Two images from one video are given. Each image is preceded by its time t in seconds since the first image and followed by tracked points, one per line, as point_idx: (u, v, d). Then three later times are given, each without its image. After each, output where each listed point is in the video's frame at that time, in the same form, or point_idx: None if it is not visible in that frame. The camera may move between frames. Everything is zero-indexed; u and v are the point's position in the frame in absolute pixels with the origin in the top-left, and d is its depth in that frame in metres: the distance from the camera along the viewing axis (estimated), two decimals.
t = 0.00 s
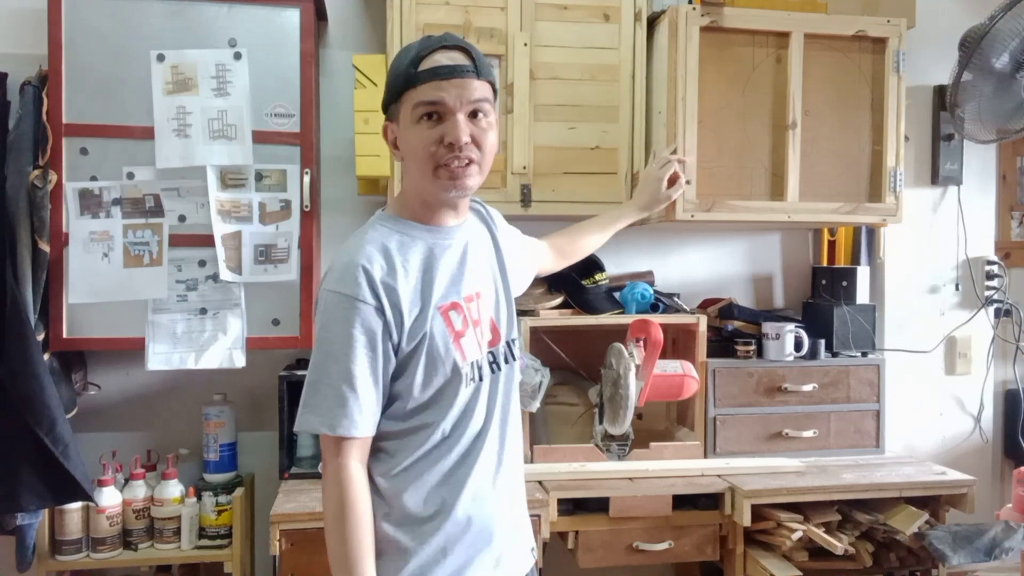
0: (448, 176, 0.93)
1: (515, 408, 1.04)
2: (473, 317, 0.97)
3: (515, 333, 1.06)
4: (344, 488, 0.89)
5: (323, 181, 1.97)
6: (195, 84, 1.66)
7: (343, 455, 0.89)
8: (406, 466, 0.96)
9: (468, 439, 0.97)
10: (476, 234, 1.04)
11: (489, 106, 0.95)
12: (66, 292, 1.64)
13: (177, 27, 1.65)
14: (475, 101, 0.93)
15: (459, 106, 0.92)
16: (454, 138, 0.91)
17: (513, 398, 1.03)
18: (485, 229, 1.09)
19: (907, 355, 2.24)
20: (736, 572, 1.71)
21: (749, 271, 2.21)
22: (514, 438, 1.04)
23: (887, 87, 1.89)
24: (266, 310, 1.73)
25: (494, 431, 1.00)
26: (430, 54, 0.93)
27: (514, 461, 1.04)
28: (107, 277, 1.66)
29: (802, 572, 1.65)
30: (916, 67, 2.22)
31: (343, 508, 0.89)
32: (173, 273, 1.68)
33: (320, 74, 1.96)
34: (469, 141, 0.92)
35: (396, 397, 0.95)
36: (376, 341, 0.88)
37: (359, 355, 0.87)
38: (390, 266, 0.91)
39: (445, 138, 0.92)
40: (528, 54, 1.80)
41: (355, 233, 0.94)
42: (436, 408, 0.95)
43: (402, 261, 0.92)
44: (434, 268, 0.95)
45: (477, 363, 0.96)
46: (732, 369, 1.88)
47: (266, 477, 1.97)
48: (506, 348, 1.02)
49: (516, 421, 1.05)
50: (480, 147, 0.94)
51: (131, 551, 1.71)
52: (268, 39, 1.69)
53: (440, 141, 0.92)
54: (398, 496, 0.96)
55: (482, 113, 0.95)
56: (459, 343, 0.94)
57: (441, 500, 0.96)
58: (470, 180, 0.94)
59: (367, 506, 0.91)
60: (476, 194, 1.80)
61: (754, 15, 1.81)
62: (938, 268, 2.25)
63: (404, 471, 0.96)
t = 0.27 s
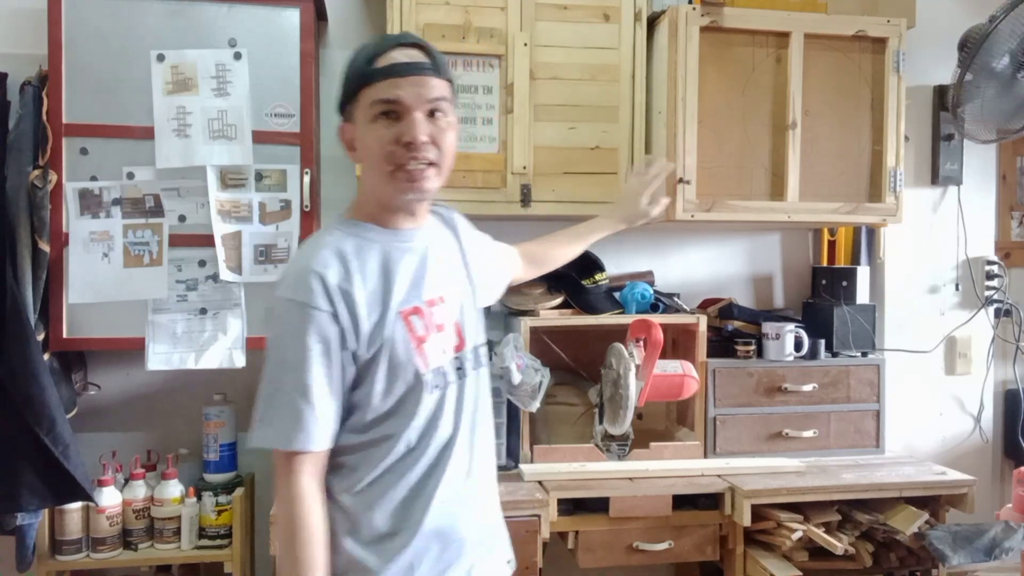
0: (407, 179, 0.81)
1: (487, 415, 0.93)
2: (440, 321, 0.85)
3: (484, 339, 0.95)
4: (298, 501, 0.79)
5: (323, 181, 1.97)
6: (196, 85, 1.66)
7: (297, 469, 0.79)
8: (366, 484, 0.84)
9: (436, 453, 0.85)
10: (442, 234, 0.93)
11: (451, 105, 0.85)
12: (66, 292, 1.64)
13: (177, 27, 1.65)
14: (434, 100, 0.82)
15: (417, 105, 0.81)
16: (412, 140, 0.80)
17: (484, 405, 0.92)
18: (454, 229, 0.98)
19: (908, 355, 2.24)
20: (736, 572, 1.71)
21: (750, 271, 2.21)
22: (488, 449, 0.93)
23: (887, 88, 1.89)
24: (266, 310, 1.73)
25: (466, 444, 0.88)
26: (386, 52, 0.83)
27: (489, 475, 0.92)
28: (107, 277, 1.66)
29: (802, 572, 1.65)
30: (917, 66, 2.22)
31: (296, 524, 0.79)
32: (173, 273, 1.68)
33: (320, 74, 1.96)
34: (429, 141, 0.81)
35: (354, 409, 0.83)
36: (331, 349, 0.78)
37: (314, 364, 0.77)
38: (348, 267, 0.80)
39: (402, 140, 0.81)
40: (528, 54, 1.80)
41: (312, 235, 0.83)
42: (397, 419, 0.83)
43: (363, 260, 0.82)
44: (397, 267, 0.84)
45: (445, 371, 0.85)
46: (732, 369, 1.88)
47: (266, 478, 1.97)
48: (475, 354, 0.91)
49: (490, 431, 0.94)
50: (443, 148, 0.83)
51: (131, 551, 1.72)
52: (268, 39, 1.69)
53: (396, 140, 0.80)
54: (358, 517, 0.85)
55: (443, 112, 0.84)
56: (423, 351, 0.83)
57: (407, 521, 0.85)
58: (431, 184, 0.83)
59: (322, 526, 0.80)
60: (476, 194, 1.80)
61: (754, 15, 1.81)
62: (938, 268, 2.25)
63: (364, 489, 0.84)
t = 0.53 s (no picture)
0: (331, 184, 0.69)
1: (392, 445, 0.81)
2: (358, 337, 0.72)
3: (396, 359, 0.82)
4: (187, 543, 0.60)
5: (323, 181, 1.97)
6: (196, 84, 1.66)
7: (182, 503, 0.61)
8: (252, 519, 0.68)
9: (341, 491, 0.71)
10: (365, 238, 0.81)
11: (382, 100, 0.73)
12: (66, 292, 1.64)
13: (177, 27, 1.65)
14: (363, 93, 0.70)
15: (344, 99, 0.69)
16: (339, 137, 0.68)
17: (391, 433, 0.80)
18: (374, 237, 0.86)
19: (908, 355, 2.24)
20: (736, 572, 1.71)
21: (750, 271, 2.21)
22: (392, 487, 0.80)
23: (887, 87, 1.89)
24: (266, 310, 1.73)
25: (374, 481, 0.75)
26: (309, 37, 0.70)
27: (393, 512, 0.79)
28: (107, 277, 1.66)
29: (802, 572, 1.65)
30: (917, 67, 2.22)
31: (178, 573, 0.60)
32: (172, 273, 1.68)
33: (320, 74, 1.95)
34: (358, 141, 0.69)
35: (249, 434, 0.67)
36: (236, 363, 0.62)
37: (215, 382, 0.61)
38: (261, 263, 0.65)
39: (326, 137, 0.68)
40: (528, 54, 1.80)
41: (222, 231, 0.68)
42: (298, 446, 0.68)
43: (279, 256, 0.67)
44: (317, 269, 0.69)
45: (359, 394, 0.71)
46: (732, 369, 1.88)
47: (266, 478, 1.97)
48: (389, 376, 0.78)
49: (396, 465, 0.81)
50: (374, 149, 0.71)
51: (131, 551, 1.71)
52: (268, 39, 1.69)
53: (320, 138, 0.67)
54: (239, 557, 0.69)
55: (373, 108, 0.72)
56: (340, 372, 0.69)
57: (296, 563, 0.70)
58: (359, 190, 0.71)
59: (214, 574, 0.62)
60: (476, 194, 1.80)
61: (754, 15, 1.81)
62: (938, 268, 2.25)
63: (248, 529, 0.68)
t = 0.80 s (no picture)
0: (254, 158, 0.78)
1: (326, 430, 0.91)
2: (280, 325, 0.81)
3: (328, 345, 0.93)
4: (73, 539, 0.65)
5: (323, 181, 1.97)
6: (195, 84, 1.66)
7: (75, 502, 0.66)
8: (182, 513, 0.78)
9: (268, 475, 0.81)
10: (287, 228, 0.89)
11: (306, 77, 0.82)
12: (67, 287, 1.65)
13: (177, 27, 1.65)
14: (288, 67, 0.80)
15: (269, 72, 0.78)
16: (262, 111, 0.77)
17: (324, 419, 0.90)
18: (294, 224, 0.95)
19: (908, 355, 2.24)
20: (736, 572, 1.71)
21: (750, 271, 2.21)
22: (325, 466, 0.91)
23: (887, 88, 1.89)
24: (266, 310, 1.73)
25: (302, 463, 0.85)
26: (236, 5, 0.78)
27: (325, 492, 0.90)
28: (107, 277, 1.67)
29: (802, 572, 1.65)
30: (917, 66, 2.22)
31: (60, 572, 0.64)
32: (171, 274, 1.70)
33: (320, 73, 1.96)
34: (281, 116, 0.78)
35: (169, 424, 0.75)
36: (143, 357, 0.69)
37: (119, 371, 0.67)
38: (172, 263, 0.73)
39: (251, 110, 0.77)
40: (528, 54, 1.80)
41: (129, 217, 0.74)
42: (220, 438, 0.78)
43: (191, 256, 0.75)
44: (233, 266, 0.78)
45: (281, 380, 0.81)
46: (732, 369, 1.88)
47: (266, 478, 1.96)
48: (316, 360, 0.88)
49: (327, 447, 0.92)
50: (294, 125, 0.80)
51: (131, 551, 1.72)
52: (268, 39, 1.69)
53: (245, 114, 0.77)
54: (167, 547, 0.78)
55: (298, 83, 0.81)
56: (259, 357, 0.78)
57: (227, 548, 0.80)
58: (280, 164, 0.80)
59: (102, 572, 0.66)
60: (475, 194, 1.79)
61: (754, 15, 1.81)
62: (938, 268, 2.25)
63: (180, 518, 0.78)
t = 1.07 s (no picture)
0: (211, 147, 0.84)
1: (298, 432, 0.96)
2: (240, 324, 0.86)
3: (298, 347, 0.98)
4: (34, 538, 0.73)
5: (323, 182, 1.97)
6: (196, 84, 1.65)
7: (32, 505, 0.74)
8: (141, 521, 0.84)
9: (228, 478, 0.86)
10: (253, 229, 0.94)
11: (265, 70, 0.89)
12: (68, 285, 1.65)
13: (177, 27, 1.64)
14: (247, 59, 0.87)
15: (229, 63, 0.86)
16: (221, 101, 0.83)
17: (295, 421, 0.95)
18: (268, 223, 1.00)
19: (907, 355, 2.24)
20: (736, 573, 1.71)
21: (750, 271, 2.21)
22: (296, 468, 0.95)
23: (887, 88, 1.89)
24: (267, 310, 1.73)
25: (268, 464, 0.90)
26: None
27: (296, 495, 0.95)
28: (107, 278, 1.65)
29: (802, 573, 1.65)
30: (916, 66, 2.22)
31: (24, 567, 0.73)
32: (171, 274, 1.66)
33: (320, 73, 1.96)
34: (239, 106, 0.85)
35: (127, 424, 0.81)
36: (89, 356, 0.74)
37: (64, 373, 0.73)
38: (122, 266, 0.78)
39: (210, 100, 0.84)
40: (528, 54, 1.80)
41: (82, 216, 0.81)
42: (175, 442, 0.83)
43: (144, 261, 0.80)
44: (188, 268, 0.83)
45: (239, 379, 0.86)
46: (732, 369, 1.88)
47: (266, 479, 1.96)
48: (281, 360, 0.92)
49: (300, 450, 0.96)
50: (252, 115, 0.86)
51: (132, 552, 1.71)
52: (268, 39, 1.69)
53: (203, 103, 0.83)
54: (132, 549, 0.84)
55: (257, 75, 0.88)
56: (215, 355, 0.83)
57: (190, 553, 0.85)
58: (239, 152, 0.85)
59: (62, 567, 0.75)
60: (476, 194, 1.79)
61: (754, 15, 1.81)
62: (938, 268, 2.25)
63: (140, 524, 0.84)
